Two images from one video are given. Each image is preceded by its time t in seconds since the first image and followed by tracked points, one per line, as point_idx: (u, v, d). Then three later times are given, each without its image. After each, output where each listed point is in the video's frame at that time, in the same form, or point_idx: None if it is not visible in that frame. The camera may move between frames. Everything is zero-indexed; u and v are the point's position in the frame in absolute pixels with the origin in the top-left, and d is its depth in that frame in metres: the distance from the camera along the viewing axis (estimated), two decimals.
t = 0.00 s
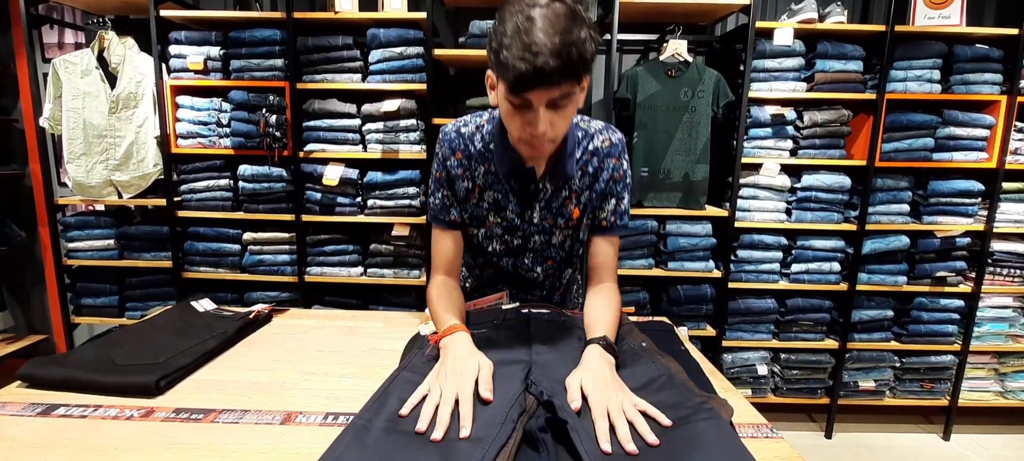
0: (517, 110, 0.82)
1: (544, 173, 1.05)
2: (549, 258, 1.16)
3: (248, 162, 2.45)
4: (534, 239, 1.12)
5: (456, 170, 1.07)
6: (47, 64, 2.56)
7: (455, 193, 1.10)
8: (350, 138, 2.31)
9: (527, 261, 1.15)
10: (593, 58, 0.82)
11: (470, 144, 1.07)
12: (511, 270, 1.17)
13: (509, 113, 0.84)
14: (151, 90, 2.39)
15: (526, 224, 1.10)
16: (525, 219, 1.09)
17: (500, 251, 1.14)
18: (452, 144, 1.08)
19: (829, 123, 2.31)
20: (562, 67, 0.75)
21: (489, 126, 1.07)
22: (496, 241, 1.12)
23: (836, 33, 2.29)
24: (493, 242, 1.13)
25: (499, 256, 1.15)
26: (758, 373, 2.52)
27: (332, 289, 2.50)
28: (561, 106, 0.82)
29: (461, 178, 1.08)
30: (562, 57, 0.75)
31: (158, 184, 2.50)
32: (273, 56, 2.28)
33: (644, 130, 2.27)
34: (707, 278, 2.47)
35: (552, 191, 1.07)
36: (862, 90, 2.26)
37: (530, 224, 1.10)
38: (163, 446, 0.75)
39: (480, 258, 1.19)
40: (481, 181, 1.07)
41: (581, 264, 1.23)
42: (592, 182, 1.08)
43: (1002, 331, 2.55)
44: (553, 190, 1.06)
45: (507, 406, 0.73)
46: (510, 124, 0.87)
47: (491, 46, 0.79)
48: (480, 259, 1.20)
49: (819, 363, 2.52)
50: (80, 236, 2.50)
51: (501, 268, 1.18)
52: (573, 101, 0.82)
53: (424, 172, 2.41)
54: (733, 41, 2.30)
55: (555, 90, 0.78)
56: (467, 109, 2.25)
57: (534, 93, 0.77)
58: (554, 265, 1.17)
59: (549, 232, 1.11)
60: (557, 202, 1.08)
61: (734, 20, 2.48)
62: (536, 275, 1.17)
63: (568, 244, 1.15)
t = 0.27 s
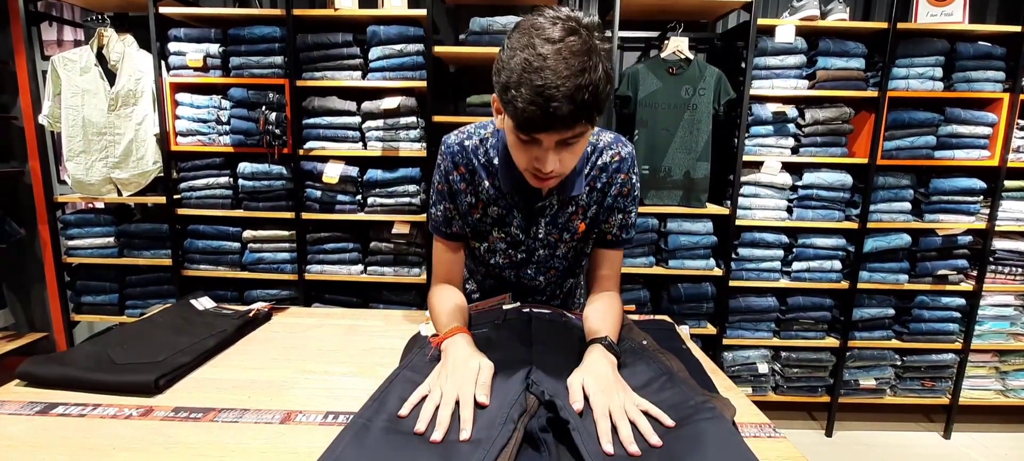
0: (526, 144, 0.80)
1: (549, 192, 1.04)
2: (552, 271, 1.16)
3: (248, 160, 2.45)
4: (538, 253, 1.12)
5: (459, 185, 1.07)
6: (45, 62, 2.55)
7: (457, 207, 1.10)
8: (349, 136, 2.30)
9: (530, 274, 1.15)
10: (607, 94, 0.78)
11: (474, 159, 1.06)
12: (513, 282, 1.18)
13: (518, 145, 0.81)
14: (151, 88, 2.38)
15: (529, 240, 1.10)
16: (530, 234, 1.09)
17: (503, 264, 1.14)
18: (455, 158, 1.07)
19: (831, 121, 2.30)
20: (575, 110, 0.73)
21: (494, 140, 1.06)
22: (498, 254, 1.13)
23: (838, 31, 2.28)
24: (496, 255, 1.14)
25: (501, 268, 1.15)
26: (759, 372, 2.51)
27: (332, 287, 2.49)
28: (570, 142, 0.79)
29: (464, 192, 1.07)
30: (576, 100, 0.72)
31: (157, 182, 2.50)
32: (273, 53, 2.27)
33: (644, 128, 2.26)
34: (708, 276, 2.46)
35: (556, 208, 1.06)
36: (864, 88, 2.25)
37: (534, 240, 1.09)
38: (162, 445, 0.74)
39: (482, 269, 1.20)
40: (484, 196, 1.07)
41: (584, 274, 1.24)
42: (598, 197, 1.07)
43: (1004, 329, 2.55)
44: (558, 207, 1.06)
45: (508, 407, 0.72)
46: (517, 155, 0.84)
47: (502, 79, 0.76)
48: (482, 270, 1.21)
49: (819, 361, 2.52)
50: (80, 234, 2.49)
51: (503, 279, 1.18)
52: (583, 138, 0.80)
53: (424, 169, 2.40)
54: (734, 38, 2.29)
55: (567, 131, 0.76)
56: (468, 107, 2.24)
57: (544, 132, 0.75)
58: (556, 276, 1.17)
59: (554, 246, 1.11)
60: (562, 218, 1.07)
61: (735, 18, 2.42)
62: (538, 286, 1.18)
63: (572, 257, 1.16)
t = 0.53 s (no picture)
0: (522, 102, 0.78)
1: (549, 168, 1.02)
2: (548, 257, 1.13)
3: (248, 157, 2.44)
4: (534, 233, 1.09)
5: (459, 157, 1.06)
6: (44, 58, 2.54)
7: (457, 181, 1.09)
8: (349, 132, 2.29)
9: (525, 257, 1.13)
10: (603, 53, 0.78)
11: (476, 131, 1.05)
12: (508, 265, 1.15)
13: (513, 102, 0.80)
14: (150, 84, 2.37)
15: (527, 218, 1.07)
16: (527, 212, 1.06)
17: (499, 244, 1.12)
18: (458, 130, 1.06)
19: (832, 118, 2.29)
20: (569, 62, 0.72)
21: (497, 115, 1.05)
22: (495, 232, 1.10)
23: (840, 27, 2.27)
24: (492, 235, 1.11)
25: (497, 249, 1.13)
26: (759, 369, 2.51)
27: (332, 285, 2.49)
28: (567, 99, 0.77)
29: (464, 165, 1.06)
30: (570, 49, 0.71)
31: (156, 178, 2.49)
32: (272, 50, 2.27)
33: (645, 125, 2.25)
34: (709, 274, 2.45)
35: (555, 186, 1.03)
36: (866, 84, 2.24)
37: (531, 218, 1.07)
38: (158, 445, 0.74)
39: (479, 252, 1.18)
40: (483, 170, 1.04)
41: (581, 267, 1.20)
42: (599, 181, 1.04)
43: (1005, 327, 2.54)
44: (557, 185, 1.03)
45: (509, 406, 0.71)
46: (514, 115, 0.83)
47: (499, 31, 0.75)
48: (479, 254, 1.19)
49: (820, 359, 2.52)
50: (79, 231, 2.48)
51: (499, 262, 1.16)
52: (581, 96, 0.78)
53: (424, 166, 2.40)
54: (735, 34, 2.28)
55: (563, 83, 0.74)
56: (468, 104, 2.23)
57: (540, 85, 0.73)
58: (553, 264, 1.14)
59: (551, 228, 1.08)
60: (560, 199, 1.04)
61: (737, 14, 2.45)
62: (534, 272, 1.15)
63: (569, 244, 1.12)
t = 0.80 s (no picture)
0: (511, 62, 0.89)
1: (543, 140, 1.06)
2: (547, 237, 1.14)
3: (246, 151, 2.43)
4: (531, 211, 1.11)
5: (457, 135, 1.10)
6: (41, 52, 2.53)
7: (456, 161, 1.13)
8: (348, 127, 2.29)
9: (524, 238, 1.14)
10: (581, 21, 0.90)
11: (473, 111, 1.09)
12: (507, 247, 1.16)
13: (504, 63, 0.90)
14: (147, 78, 2.36)
15: (523, 195, 1.09)
16: (523, 189, 1.09)
17: (496, 224, 1.14)
18: (456, 110, 1.10)
19: (833, 113, 2.28)
20: (551, 14, 0.83)
21: (493, 95, 1.09)
22: (492, 212, 1.13)
23: (841, 21, 2.25)
24: (491, 214, 1.13)
25: (495, 229, 1.14)
26: (758, 364, 2.51)
27: (331, 280, 2.48)
28: (552, 54, 0.88)
29: (462, 144, 1.10)
30: (549, 3, 0.83)
31: (154, 173, 2.47)
32: (270, 44, 2.25)
33: (645, 120, 2.25)
34: (708, 269, 2.45)
35: (550, 160, 1.06)
36: (867, 79, 2.23)
37: (527, 195, 1.09)
38: (152, 441, 0.73)
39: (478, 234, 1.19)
40: (481, 147, 1.08)
41: (579, 251, 1.17)
42: (592, 155, 1.05)
43: (1004, 322, 2.54)
44: (551, 158, 1.05)
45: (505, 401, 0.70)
46: (506, 81, 0.92)
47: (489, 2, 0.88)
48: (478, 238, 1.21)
49: (819, 354, 2.52)
50: (76, 226, 2.48)
51: (497, 244, 1.17)
52: (565, 53, 0.89)
53: (423, 161, 2.39)
54: (736, 29, 2.27)
55: (545, 36, 0.85)
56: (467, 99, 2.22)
57: (525, 38, 0.85)
58: (552, 245, 1.14)
59: (547, 205, 1.10)
60: (556, 175, 1.07)
61: (737, 8, 2.46)
62: (532, 253, 1.15)
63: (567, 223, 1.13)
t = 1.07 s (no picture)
0: (498, 47, 0.88)
1: (532, 129, 1.06)
2: (540, 225, 1.14)
3: (244, 145, 2.41)
4: (524, 200, 1.11)
5: (449, 126, 1.10)
6: (36, 45, 2.50)
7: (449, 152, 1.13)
8: (347, 121, 2.27)
9: (518, 226, 1.14)
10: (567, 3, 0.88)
11: (463, 101, 1.10)
12: (503, 237, 1.17)
13: (491, 49, 0.89)
14: (144, 71, 2.33)
15: (515, 184, 1.09)
16: (515, 177, 1.09)
17: (491, 214, 1.14)
18: (447, 101, 1.11)
19: (834, 106, 2.28)
20: None
21: (483, 86, 1.10)
22: (486, 202, 1.13)
23: (843, 14, 2.24)
24: (485, 204, 1.14)
25: (490, 219, 1.15)
26: (757, 358, 2.52)
27: (330, 274, 2.47)
28: (539, 40, 0.87)
29: (454, 134, 1.10)
30: None
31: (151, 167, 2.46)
32: (268, 36, 2.23)
33: (645, 113, 2.24)
34: (708, 263, 2.45)
35: (539, 147, 1.06)
36: (868, 72, 2.22)
37: (519, 183, 1.09)
38: (152, 436, 0.73)
39: (474, 225, 1.20)
40: (473, 137, 1.09)
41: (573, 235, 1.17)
42: (579, 137, 1.05)
43: (1002, 316, 2.55)
44: (541, 145, 1.05)
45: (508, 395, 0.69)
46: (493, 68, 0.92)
47: None
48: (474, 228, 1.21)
49: (818, 347, 2.52)
50: (74, 221, 2.46)
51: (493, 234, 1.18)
52: (552, 38, 0.88)
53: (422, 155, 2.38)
54: (737, 21, 2.26)
55: (532, 20, 0.84)
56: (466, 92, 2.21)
57: (511, 24, 0.84)
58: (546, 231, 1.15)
59: (540, 193, 1.10)
60: (546, 161, 1.07)
61: None
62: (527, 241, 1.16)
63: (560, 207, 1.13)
